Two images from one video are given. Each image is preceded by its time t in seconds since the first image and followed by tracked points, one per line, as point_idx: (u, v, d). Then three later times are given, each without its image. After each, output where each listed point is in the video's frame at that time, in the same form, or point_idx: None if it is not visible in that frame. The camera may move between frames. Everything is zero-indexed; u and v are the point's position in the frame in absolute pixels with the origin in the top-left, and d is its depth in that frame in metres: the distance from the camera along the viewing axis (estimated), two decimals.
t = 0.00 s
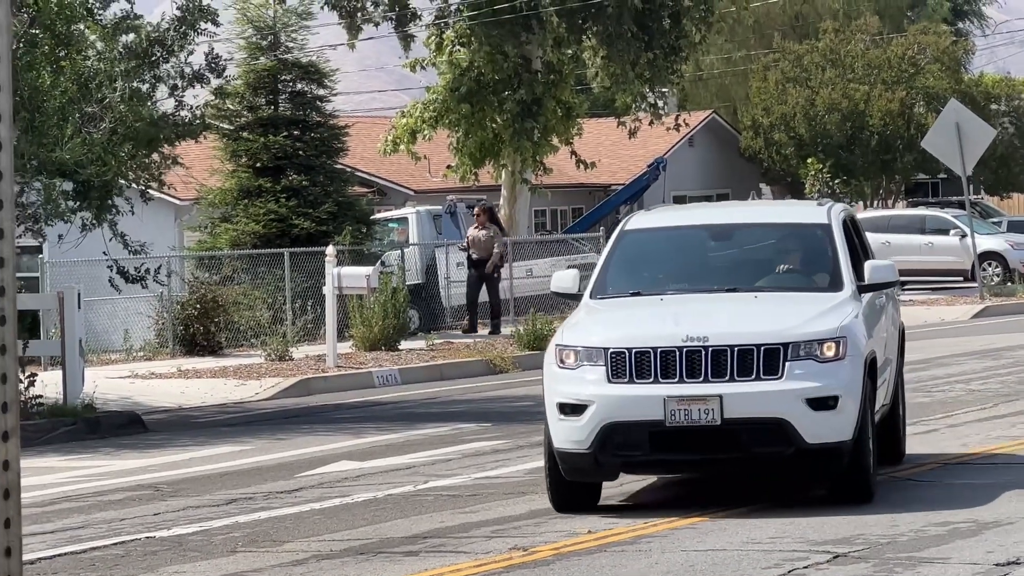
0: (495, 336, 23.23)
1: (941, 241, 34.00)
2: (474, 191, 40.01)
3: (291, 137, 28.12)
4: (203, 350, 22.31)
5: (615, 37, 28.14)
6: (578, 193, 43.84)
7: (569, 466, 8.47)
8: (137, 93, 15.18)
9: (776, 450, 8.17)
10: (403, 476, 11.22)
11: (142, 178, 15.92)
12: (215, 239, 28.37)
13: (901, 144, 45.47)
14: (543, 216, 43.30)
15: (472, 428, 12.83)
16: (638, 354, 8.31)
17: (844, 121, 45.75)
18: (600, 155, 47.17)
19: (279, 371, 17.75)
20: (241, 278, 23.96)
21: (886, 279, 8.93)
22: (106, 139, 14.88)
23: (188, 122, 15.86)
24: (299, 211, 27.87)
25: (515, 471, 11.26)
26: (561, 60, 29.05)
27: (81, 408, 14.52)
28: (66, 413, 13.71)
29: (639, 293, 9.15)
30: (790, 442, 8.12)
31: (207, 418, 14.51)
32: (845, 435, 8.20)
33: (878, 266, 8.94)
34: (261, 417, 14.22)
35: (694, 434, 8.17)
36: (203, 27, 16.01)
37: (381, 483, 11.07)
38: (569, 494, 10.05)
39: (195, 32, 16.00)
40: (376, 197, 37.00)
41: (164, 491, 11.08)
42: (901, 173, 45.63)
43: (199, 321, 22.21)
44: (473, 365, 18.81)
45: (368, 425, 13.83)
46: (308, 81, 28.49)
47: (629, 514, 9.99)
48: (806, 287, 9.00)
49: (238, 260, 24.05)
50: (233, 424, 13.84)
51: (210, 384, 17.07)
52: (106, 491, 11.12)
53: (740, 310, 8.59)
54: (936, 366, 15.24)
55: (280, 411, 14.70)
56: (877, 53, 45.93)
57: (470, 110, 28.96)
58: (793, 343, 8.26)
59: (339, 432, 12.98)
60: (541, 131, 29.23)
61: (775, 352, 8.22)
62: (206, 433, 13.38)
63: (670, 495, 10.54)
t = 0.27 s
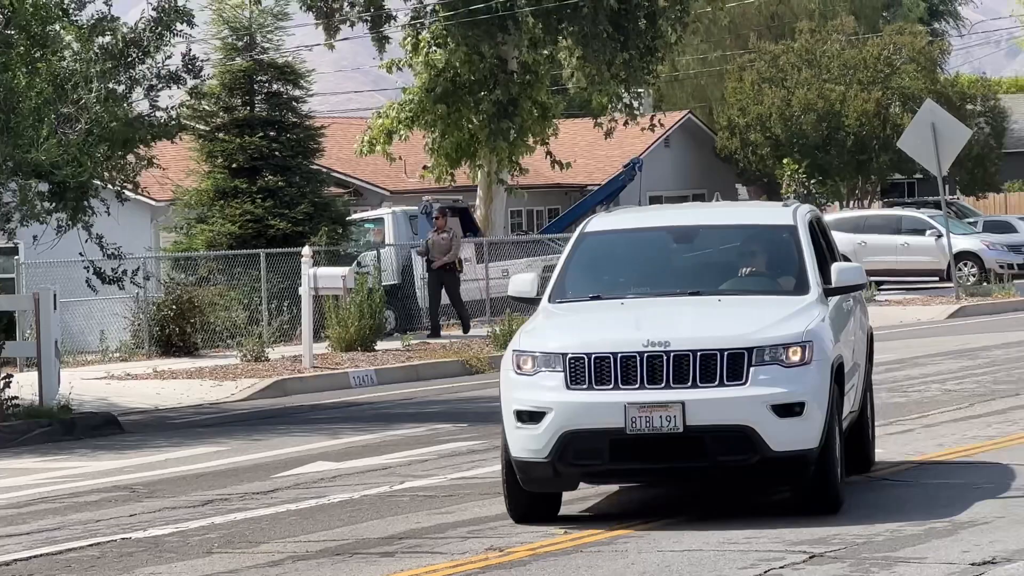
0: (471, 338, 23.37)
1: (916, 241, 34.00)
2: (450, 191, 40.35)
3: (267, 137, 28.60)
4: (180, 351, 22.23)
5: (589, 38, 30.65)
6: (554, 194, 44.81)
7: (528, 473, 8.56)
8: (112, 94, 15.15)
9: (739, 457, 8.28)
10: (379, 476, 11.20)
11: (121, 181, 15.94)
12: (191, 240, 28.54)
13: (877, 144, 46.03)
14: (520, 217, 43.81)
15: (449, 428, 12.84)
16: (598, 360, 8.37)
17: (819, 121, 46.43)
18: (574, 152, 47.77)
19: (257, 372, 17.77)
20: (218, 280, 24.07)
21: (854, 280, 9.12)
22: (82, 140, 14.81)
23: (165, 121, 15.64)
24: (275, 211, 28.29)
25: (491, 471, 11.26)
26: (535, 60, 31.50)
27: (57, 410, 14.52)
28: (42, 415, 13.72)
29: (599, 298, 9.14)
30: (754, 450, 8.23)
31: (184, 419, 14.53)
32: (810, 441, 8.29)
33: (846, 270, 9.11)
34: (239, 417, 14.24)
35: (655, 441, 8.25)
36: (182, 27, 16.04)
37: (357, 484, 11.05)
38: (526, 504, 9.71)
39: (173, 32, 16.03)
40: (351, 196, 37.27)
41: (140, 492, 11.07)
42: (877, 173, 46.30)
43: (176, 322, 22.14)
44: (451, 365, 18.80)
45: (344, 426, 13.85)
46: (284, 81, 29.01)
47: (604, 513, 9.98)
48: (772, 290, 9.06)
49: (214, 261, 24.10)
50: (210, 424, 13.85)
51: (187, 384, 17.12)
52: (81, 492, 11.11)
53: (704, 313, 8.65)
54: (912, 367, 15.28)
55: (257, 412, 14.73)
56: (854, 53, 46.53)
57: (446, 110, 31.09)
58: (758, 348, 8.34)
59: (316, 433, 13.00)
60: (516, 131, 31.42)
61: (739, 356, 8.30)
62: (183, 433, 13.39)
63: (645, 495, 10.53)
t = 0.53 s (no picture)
0: (412, 335, 23.73)
1: (860, 238, 34.08)
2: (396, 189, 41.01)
3: (212, 135, 28.79)
4: (123, 348, 22.43)
5: (533, 35, 30.09)
6: (499, 191, 46.30)
7: (450, 481, 8.62)
8: (57, 92, 15.36)
9: (668, 466, 8.37)
10: (322, 473, 11.21)
11: (64, 177, 16.17)
12: (135, 237, 28.52)
13: (821, 141, 46.61)
14: (463, 214, 45.39)
15: (394, 425, 12.91)
16: (523, 365, 8.42)
17: (763, 118, 46.83)
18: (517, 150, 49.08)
19: (200, 369, 17.83)
20: (161, 276, 23.96)
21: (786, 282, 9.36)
22: (25, 137, 15.02)
23: (108, 119, 15.80)
24: (219, 208, 28.47)
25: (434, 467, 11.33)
26: (478, 57, 31.48)
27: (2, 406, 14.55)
28: None
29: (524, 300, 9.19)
30: (684, 459, 8.32)
31: (130, 416, 14.59)
32: (741, 449, 8.38)
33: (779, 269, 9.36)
34: (184, 414, 14.30)
35: (580, 449, 8.33)
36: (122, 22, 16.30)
37: (301, 481, 11.06)
38: (450, 512, 9.22)
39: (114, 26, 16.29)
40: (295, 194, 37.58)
41: (85, 490, 11.06)
42: (821, 169, 46.96)
43: (120, 320, 22.34)
44: (395, 363, 18.79)
45: (287, 424, 13.92)
46: (228, 78, 29.24)
47: (546, 511, 9.92)
48: (702, 292, 9.17)
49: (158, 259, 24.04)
50: (154, 421, 13.90)
51: (130, 383, 17.15)
52: (25, 489, 11.10)
53: (632, 318, 8.72)
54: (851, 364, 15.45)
55: (203, 408, 14.79)
56: (797, 50, 47.01)
57: (390, 108, 31.26)
58: (688, 353, 8.41)
59: (261, 429, 13.04)
60: (460, 129, 31.52)
61: (668, 362, 8.36)
62: (127, 431, 13.42)
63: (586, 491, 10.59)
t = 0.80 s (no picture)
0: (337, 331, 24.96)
1: (788, 236, 35.38)
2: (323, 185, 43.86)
3: (137, 132, 30.13)
4: (49, 344, 23.31)
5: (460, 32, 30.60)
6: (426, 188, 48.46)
7: (354, 487, 8.65)
8: None
9: (580, 474, 8.42)
10: (248, 470, 11.24)
11: None
12: (62, 233, 30.18)
13: (748, 138, 49.03)
14: (390, 211, 47.74)
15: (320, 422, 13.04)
16: (430, 371, 8.46)
17: (690, 115, 49.13)
18: (443, 147, 51.00)
19: (125, 366, 18.79)
20: (87, 273, 24.61)
21: (703, 285, 9.40)
22: None
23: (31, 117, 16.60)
24: (145, 205, 29.95)
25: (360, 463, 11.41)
26: (405, 55, 32.93)
27: None
28: None
29: (433, 303, 9.25)
30: (598, 467, 8.37)
31: (57, 414, 14.69)
32: (655, 458, 8.44)
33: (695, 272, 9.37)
34: (110, 412, 14.40)
35: (489, 457, 8.37)
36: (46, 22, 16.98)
37: (227, 478, 11.08)
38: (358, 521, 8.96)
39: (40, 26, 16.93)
40: (224, 190, 40.40)
41: (10, 487, 11.06)
42: (748, 166, 49.25)
43: (45, 316, 23.28)
44: (319, 360, 19.61)
45: (210, 424, 14.18)
46: (154, 76, 30.41)
47: (469, 515, 9.86)
48: (618, 294, 9.23)
49: (84, 256, 24.70)
50: (80, 420, 13.99)
51: (57, 379, 18.16)
52: None
53: (542, 320, 8.77)
54: (771, 364, 15.79)
55: (129, 407, 14.92)
56: (724, 48, 49.38)
57: (317, 105, 32.63)
58: (601, 358, 8.45)
59: (187, 427, 13.13)
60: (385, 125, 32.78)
61: (580, 368, 8.41)
62: (52, 430, 13.48)
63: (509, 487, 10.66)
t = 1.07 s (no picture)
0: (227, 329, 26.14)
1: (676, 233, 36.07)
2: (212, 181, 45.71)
3: (26, 127, 30.98)
4: None
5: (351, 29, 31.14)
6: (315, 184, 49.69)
7: (215, 497, 8.60)
8: None
9: (448, 483, 8.41)
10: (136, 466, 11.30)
11: None
12: None
13: (638, 135, 50.42)
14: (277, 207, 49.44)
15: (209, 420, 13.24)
16: (292, 376, 8.44)
17: (579, 111, 50.39)
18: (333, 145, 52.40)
19: (14, 360, 20.30)
20: None
21: (577, 286, 9.50)
22: None
23: None
24: (33, 201, 30.48)
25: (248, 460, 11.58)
26: (296, 52, 33.43)
27: None
28: None
29: (297, 304, 9.30)
30: (466, 476, 8.37)
31: None
32: (525, 466, 8.45)
33: (569, 273, 9.47)
34: None
35: (353, 465, 8.34)
36: None
37: (115, 473, 11.17)
38: (222, 532, 8.96)
39: None
40: (110, 185, 42.21)
41: None
42: (637, 164, 50.81)
43: None
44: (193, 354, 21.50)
45: (100, 418, 14.51)
46: (43, 71, 31.42)
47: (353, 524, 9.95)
48: (489, 295, 9.31)
49: None
50: None
51: None
52: None
53: (409, 324, 8.79)
54: (659, 364, 16.26)
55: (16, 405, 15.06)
56: (613, 46, 50.91)
57: (207, 100, 33.13)
58: (468, 363, 8.46)
59: (74, 426, 13.25)
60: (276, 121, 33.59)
61: (446, 372, 8.42)
62: None
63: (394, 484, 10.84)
